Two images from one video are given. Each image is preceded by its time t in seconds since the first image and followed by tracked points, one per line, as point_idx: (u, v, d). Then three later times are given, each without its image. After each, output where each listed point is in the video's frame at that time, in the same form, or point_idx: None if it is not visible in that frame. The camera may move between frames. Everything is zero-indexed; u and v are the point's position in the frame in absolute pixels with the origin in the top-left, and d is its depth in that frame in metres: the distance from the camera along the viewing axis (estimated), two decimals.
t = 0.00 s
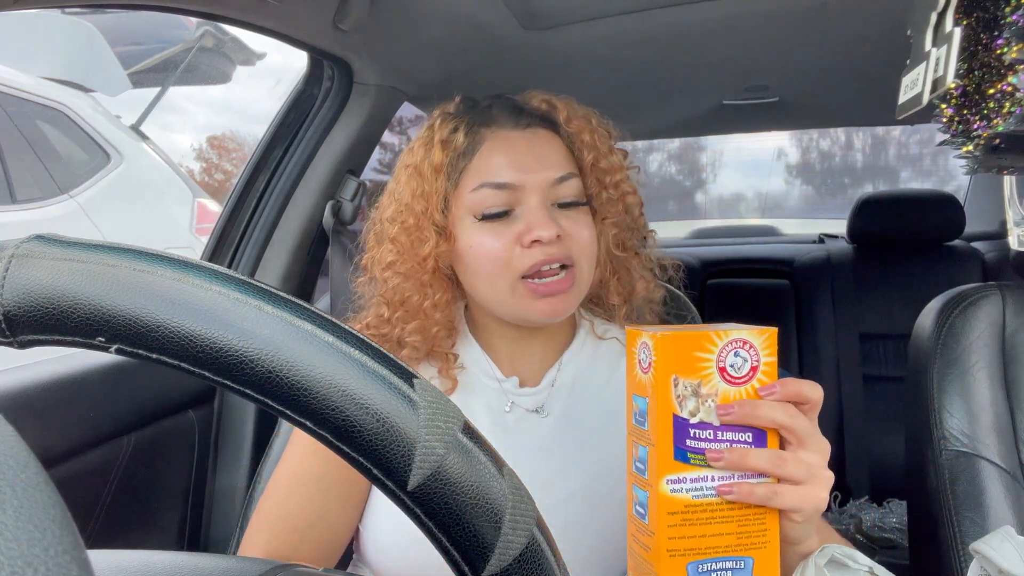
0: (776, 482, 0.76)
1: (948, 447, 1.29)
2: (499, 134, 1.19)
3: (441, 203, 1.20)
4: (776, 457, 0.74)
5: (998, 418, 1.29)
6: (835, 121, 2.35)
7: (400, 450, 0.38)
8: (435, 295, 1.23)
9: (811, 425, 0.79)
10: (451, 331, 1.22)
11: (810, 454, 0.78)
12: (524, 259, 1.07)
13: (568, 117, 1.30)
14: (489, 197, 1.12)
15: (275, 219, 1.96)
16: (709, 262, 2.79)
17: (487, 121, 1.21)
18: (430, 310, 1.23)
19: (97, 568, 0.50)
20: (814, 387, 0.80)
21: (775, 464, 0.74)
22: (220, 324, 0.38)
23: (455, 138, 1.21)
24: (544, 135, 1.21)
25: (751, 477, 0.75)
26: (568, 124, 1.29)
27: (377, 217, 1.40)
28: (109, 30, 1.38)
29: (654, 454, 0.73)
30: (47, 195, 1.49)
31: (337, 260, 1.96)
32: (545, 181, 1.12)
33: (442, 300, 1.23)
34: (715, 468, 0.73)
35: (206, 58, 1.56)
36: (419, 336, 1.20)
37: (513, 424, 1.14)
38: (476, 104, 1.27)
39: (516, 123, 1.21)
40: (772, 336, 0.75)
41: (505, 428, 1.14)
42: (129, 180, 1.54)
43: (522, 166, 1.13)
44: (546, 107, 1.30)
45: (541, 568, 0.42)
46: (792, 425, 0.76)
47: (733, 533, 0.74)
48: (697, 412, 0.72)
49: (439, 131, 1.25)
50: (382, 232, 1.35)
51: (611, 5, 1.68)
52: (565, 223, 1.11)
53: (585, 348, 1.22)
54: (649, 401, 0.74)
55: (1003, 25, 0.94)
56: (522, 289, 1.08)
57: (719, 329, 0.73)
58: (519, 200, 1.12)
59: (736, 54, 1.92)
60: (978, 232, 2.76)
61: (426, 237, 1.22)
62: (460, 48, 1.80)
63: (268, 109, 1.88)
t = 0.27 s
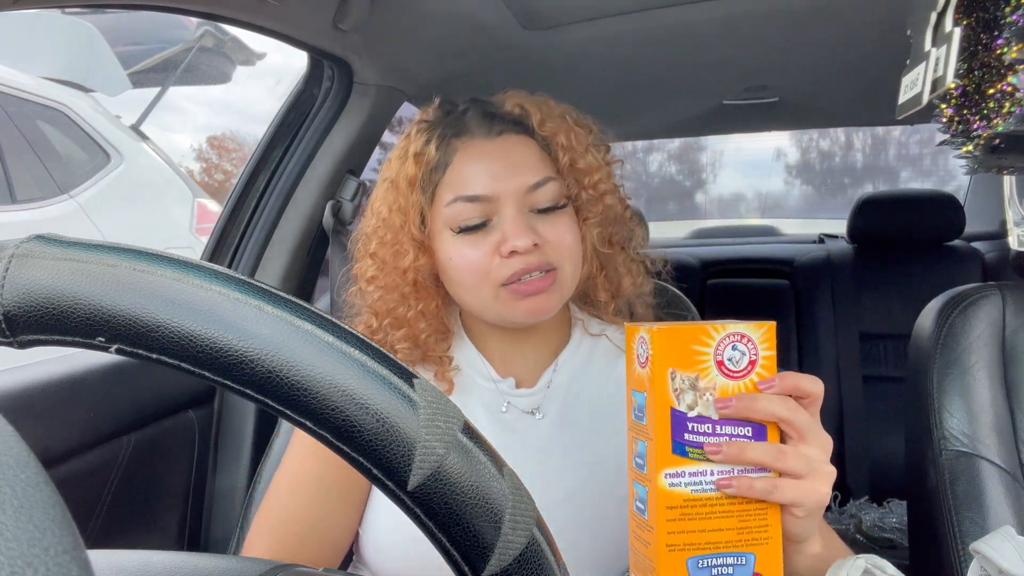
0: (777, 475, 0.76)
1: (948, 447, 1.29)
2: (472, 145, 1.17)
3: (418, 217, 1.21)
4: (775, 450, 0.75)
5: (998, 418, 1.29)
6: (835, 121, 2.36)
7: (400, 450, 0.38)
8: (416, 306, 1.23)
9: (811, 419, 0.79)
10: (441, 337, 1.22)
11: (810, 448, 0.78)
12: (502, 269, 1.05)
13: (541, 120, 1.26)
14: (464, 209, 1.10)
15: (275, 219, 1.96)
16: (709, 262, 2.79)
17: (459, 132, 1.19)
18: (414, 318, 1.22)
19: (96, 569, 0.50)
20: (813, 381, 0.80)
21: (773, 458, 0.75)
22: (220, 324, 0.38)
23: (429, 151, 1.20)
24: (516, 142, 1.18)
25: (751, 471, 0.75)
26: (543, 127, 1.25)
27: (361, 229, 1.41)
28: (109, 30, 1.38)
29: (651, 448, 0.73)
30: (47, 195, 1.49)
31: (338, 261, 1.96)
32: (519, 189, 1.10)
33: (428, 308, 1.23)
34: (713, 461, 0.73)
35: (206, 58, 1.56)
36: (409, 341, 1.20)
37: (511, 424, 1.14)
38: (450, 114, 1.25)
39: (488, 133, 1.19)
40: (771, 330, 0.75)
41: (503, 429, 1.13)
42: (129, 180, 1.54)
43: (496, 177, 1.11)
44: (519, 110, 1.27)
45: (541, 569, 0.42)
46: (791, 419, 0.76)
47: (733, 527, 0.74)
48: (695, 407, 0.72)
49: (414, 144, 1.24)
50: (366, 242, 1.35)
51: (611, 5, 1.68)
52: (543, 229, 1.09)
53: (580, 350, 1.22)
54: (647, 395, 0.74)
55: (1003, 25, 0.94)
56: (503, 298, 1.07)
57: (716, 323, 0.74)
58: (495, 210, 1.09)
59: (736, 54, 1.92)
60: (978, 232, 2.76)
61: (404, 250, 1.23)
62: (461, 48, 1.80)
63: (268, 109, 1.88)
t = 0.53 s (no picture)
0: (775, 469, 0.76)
1: (948, 447, 1.29)
2: (474, 163, 1.11)
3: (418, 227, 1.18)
4: (775, 443, 0.75)
5: (998, 417, 1.29)
6: (835, 121, 2.36)
7: (400, 450, 0.38)
8: (410, 310, 1.22)
9: (809, 413, 0.80)
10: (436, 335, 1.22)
11: (809, 442, 0.79)
12: (495, 291, 1.04)
13: (550, 137, 1.18)
14: (459, 229, 1.06)
15: (275, 219, 1.96)
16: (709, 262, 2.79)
17: (465, 145, 1.14)
18: (408, 322, 1.22)
19: (96, 569, 0.50)
20: (813, 375, 0.81)
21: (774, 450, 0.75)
22: (220, 324, 0.38)
23: (434, 162, 1.16)
24: (521, 162, 1.11)
25: (750, 463, 0.75)
26: (553, 145, 1.17)
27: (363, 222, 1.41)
28: (109, 30, 1.38)
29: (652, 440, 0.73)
30: (47, 195, 1.49)
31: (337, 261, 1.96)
32: (519, 214, 1.05)
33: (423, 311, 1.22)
34: (713, 454, 0.72)
35: (206, 58, 1.56)
36: (401, 340, 1.21)
37: (510, 424, 1.14)
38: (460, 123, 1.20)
39: (493, 151, 1.12)
40: (771, 324, 0.76)
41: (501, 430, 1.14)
42: (129, 180, 1.54)
43: (494, 200, 1.06)
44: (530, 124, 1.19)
45: (541, 568, 0.42)
46: (790, 412, 0.76)
47: (731, 520, 0.74)
48: (695, 399, 0.73)
49: (420, 150, 1.20)
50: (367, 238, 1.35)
51: (611, 5, 1.68)
52: (540, 255, 1.06)
53: (577, 353, 1.21)
54: (647, 386, 0.74)
55: (1003, 25, 0.94)
56: (492, 315, 1.07)
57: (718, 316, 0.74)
58: (491, 233, 1.05)
59: (736, 54, 1.92)
60: (978, 232, 2.76)
61: (402, 255, 1.22)
62: (461, 47, 1.80)
63: (268, 109, 1.88)
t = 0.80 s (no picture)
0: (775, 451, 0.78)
1: (948, 447, 1.29)
2: (489, 173, 1.09)
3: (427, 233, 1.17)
4: (776, 425, 0.77)
5: (998, 417, 1.29)
6: (835, 121, 2.36)
7: (400, 450, 0.38)
8: (416, 313, 1.23)
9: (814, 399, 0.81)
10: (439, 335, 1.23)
11: (811, 428, 0.81)
12: (503, 303, 1.05)
13: (568, 151, 1.15)
14: (470, 239, 1.05)
15: (275, 219, 1.96)
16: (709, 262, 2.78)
17: (480, 154, 1.12)
18: (412, 323, 1.22)
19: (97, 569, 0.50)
20: (821, 362, 0.83)
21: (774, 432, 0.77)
22: (220, 324, 0.38)
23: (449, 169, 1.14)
24: (537, 175, 1.09)
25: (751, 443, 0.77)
26: (571, 159, 1.14)
27: (370, 218, 1.41)
28: (109, 31, 1.38)
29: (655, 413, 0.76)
30: (47, 195, 1.49)
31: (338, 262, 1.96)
32: (531, 228, 1.04)
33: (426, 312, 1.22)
34: (714, 430, 0.75)
35: (206, 58, 1.56)
36: (403, 341, 1.22)
37: (512, 423, 1.15)
38: (476, 129, 1.18)
39: (510, 163, 1.10)
40: (782, 309, 0.76)
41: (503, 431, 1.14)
42: (129, 180, 1.54)
43: (506, 212, 1.04)
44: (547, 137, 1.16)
45: (541, 568, 0.42)
46: (794, 396, 0.78)
47: (729, 497, 0.76)
48: (700, 375, 0.76)
49: (434, 154, 1.18)
50: (375, 235, 1.35)
51: (611, 5, 1.68)
52: (550, 270, 1.05)
53: (580, 354, 1.21)
54: (654, 361, 0.77)
55: (1003, 25, 0.94)
56: (497, 323, 1.08)
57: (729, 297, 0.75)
58: (502, 245, 1.04)
59: (736, 55, 1.92)
60: (978, 232, 2.76)
61: (410, 258, 1.22)
62: (461, 47, 1.80)
63: (268, 109, 1.88)
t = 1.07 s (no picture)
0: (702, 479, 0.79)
1: (948, 447, 1.29)
2: (492, 179, 1.08)
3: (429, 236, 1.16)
4: (704, 453, 0.77)
5: (998, 417, 1.28)
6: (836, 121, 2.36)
7: (400, 450, 0.38)
8: (418, 317, 1.22)
9: (750, 431, 0.81)
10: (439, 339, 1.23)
11: (745, 459, 0.82)
12: (504, 308, 1.06)
13: (571, 158, 1.14)
14: (472, 245, 1.05)
15: (275, 219, 1.96)
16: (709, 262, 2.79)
17: (483, 160, 1.11)
18: (412, 328, 1.22)
19: (97, 569, 0.50)
20: (760, 393, 0.82)
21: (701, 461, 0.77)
22: (220, 324, 0.38)
23: (452, 176, 1.13)
24: (540, 183, 1.08)
25: (677, 468, 0.78)
26: (574, 167, 1.13)
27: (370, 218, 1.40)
28: (109, 30, 1.38)
29: (585, 430, 0.77)
30: (47, 195, 1.49)
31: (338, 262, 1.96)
32: (535, 236, 1.03)
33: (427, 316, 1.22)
34: (641, 452, 0.76)
35: (206, 58, 1.56)
36: (404, 345, 1.22)
37: (512, 424, 1.16)
38: (479, 133, 1.17)
39: (513, 170, 1.09)
40: (724, 336, 0.76)
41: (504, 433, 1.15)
42: (129, 180, 1.54)
43: (509, 219, 1.04)
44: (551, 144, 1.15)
45: (540, 568, 0.42)
46: (727, 426, 0.78)
47: (652, 518, 0.78)
48: (633, 397, 0.76)
49: (436, 158, 1.17)
50: (375, 236, 1.34)
51: (611, 5, 1.68)
52: (551, 277, 1.05)
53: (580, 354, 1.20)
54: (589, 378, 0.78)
55: (1003, 25, 0.94)
56: (498, 328, 1.09)
57: (667, 321, 0.76)
58: (504, 252, 1.04)
59: (735, 55, 1.92)
60: (978, 232, 2.76)
61: (411, 261, 1.20)
62: (461, 48, 1.80)
63: (268, 109, 1.88)
